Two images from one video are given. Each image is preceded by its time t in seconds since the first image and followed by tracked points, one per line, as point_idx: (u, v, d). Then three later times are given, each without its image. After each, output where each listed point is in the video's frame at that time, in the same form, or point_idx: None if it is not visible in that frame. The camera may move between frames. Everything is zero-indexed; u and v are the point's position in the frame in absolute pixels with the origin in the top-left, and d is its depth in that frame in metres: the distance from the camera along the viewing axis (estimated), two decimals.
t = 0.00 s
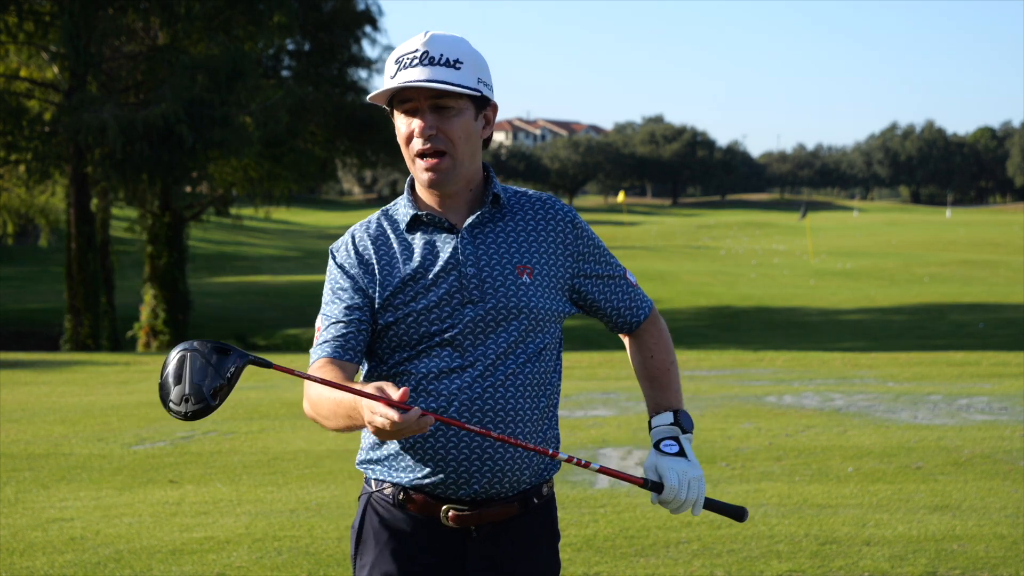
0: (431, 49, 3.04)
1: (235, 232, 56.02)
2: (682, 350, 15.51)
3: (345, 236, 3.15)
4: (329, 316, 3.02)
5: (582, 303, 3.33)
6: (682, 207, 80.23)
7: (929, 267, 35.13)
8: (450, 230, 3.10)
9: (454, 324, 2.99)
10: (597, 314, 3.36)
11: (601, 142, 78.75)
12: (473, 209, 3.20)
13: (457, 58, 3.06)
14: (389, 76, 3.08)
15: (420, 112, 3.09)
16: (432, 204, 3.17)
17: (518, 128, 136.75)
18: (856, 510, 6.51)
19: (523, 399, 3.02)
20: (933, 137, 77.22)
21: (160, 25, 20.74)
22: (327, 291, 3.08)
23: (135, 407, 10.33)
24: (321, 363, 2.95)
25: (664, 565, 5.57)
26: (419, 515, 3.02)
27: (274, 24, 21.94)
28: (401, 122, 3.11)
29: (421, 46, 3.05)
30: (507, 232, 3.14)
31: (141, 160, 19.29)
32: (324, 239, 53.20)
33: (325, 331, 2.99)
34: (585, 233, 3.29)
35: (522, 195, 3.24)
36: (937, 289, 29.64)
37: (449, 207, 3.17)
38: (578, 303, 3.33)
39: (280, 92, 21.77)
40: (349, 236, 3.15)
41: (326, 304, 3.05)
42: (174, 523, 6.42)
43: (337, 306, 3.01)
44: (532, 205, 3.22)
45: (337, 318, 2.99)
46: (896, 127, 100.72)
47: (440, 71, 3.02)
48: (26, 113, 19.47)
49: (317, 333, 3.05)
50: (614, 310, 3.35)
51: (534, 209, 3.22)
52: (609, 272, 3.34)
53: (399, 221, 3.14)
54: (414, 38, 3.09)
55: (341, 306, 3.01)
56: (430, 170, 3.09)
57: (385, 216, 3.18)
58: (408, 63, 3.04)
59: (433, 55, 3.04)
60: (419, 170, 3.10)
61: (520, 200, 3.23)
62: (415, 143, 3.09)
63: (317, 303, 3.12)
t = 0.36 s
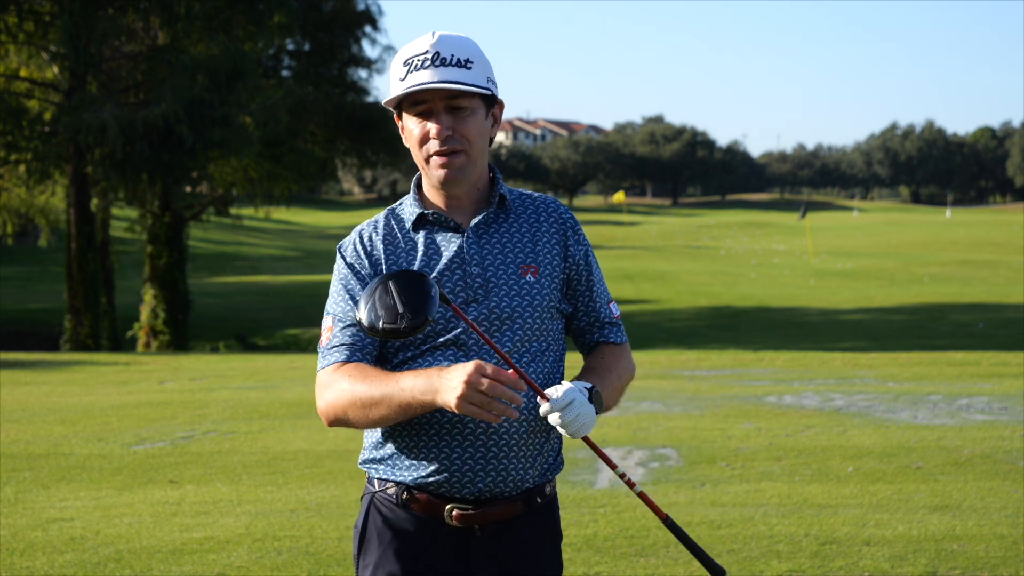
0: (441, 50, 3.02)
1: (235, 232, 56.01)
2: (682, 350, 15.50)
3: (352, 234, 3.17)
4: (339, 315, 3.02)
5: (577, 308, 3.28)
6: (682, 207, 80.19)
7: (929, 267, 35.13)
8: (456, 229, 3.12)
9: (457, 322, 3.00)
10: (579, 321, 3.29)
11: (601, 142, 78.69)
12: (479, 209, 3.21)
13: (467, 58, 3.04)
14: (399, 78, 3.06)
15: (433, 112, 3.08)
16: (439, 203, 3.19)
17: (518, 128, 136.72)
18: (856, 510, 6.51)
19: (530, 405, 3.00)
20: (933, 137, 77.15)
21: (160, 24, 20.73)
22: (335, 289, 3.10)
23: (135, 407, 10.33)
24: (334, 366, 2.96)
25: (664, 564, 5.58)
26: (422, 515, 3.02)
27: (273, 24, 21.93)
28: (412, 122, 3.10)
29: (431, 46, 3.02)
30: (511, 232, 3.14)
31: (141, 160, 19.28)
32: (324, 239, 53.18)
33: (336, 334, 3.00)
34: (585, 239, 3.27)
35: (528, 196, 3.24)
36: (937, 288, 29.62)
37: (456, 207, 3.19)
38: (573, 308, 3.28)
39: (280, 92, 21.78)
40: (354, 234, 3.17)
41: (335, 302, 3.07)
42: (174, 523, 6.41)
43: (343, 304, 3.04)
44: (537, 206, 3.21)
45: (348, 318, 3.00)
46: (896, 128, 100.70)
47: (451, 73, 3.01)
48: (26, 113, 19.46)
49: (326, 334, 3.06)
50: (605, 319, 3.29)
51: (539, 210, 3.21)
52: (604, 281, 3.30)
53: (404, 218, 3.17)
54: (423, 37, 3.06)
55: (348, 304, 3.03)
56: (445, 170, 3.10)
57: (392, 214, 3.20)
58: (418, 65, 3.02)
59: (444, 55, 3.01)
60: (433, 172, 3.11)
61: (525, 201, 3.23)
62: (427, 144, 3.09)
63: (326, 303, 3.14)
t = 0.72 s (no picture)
0: (449, 39, 3.07)
1: (235, 232, 56.00)
2: (682, 350, 15.49)
3: (346, 231, 3.19)
4: (327, 315, 3.11)
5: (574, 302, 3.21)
6: (681, 207, 80.15)
7: (929, 267, 35.13)
8: (452, 225, 3.13)
9: (457, 319, 3.03)
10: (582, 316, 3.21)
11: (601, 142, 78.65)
12: (477, 203, 3.21)
13: (474, 49, 3.09)
14: (405, 66, 3.09)
15: (441, 98, 3.11)
16: (437, 197, 3.19)
17: (518, 127, 136.73)
18: (856, 510, 6.51)
19: (528, 402, 3.01)
20: (933, 137, 77.10)
21: (160, 24, 20.72)
22: (328, 287, 3.14)
23: (135, 407, 10.33)
24: (323, 364, 3.06)
25: (664, 564, 5.58)
26: (423, 515, 3.02)
27: (274, 24, 21.91)
28: (418, 109, 3.12)
29: (438, 36, 3.07)
30: (508, 230, 3.14)
31: (141, 160, 19.28)
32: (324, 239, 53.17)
33: (324, 334, 3.10)
34: (582, 236, 3.25)
35: (525, 194, 3.23)
36: (937, 289, 29.61)
37: (454, 201, 3.19)
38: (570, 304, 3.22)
39: (280, 92, 21.79)
40: (349, 230, 3.19)
41: (327, 301, 3.13)
42: (174, 523, 6.42)
43: (335, 304, 3.10)
44: (534, 204, 3.21)
45: (336, 320, 3.09)
46: (896, 127, 100.73)
47: (458, 59, 3.05)
48: (26, 113, 19.45)
49: (316, 330, 3.15)
50: (606, 317, 3.21)
51: (537, 208, 3.21)
52: (602, 277, 3.26)
53: (402, 214, 3.18)
54: (429, 30, 3.11)
55: (340, 305, 3.09)
56: (449, 153, 3.08)
57: (388, 211, 3.22)
58: (426, 53, 3.06)
59: (452, 44, 3.06)
60: (437, 156, 3.09)
61: (522, 199, 3.23)
62: (432, 128, 3.09)
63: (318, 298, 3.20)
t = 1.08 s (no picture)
0: (448, 40, 3.08)
1: (235, 232, 56.01)
2: (682, 350, 15.49)
3: (345, 231, 3.21)
4: (326, 316, 3.14)
5: (567, 297, 3.19)
6: (682, 207, 80.14)
7: (929, 267, 35.13)
8: (449, 226, 3.12)
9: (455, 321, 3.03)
10: (576, 310, 3.19)
11: (601, 142, 78.60)
12: (475, 203, 3.20)
13: (472, 49, 3.10)
14: (405, 67, 3.09)
15: (442, 99, 3.11)
16: (437, 200, 3.18)
17: (518, 128, 136.78)
18: (856, 510, 6.51)
19: (526, 404, 2.99)
20: (933, 137, 77.06)
21: (160, 24, 20.72)
22: (328, 288, 3.17)
23: (135, 406, 10.33)
24: (320, 364, 3.10)
25: (664, 565, 5.58)
26: (421, 516, 3.02)
27: (274, 24, 21.91)
28: (417, 111, 3.12)
29: (437, 36, 3.09)
30: (506, 231, 3.14)
31: (141, 160, 19.28)
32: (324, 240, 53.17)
33: (321, 335, 3.13)
34: (581, 235, 3.23)
35: (524, 195, 3.22)
36: (937, 289, 29.60)
37: (452, 202, 3.18)
38: (563, 300, 3.20)
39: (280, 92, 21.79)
40: (348, 232, 3.20)
41: (326, 302, 3.16)
42: (174, 523, 6.41)
43: (333, 306, 3.13)
44: (532, 205, 3.20)
45: (334, 321, 3.11)
46: (896, 127, 100.87)
47: (458, 58, 3.06)
48: (26, 113, 19.45)
49: (315, 331, 3.18)
50: (598, 314, 3.19)
51: (536, 208, 3.20)
52: (600, 277, 3.25)
53: (400, 216, 3.19)
54: (428, 32, 3.12)
55: (338, 307, 3.12)
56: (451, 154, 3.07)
57: (388, 212, 3.23)
58: (425, 53, 3.07)
59: (451, 44, 3.07)
60: (439, 157, 3.08)
61: (521, 199, 3.21)
62: (434, 130, 3.08)
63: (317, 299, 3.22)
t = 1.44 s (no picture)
0: (445, 46, 3.07)
1: (235, 232, 56.01)
2: (682, 350, 15.49)
3: (343, 235, 3.21)
4: (323, 319, 3.15)
5: (566, 298, 3.19)
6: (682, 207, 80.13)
7: (929, 267, 35.13)
8: (445, 229, 3.12)
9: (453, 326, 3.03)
10: (575, 312, 3.19)
11: (601, 142, 78.58)
12: (471, 206, 3.20)
13: (469, 56, 3.09)
14: (401, 74, 3.09)
15: (438, 107, 3.11)
16: (433, 204, 3.19)
17: (518, 127, 136.76)
18: (856, 510, 6.51)
19: (525, 406, 2.99)
20: (933, 137, 77.02)
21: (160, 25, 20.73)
22: (325, 290, 3.17)
23: (135, 406, 10.33)
24: (316, 368, 3.10)
25: (664, 564, 5.58)
26: (418, 517, 3.02)
27: (273, 24, 21.91)
28: (413, 117, 3.11)
29: (434, 42, 3.08)
30: (503, 232, 3.13)
31: (141, 160, 19.28)
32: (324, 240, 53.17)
33: (318, 339, 3.14)
34: (580, 235, 3.23)
35: (522, 194, 3.22)
36: (937, 289, 29.59)
37: (448, 206, 3.18)
38: (561, 301, 3.20)
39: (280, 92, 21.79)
40: (346, 235, 3.21)
41: (324, 305, 3.16)
42: (174, 523, 6.41)
43: (331, 309, 3.14)
44: (530, 206, 3.20)
45: (331, 324, 3.13)
46: (896, 127, 100.93)
47: (454, 66, 3.05)
48: (26, 113, 19.45)
49: (312, 335, 3.20)
50: (598, 314, 3.19)
51: (533, 209, 3.21)
52: (600, 278, 3.24)
53: (397, 219, 3.19)
54: (425, 36, 3.11)
55: (336, 310, 3.13)
56: (445, 160, 3.08)
57: (385, 215, 3.23)
58: (421, 59, 3.06)
59: (447, 51, 3.07)
60: (433, 163, 3.09)
61: (518, 199, 3.21)
62: (429, 137, 3.09)
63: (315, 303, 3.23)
